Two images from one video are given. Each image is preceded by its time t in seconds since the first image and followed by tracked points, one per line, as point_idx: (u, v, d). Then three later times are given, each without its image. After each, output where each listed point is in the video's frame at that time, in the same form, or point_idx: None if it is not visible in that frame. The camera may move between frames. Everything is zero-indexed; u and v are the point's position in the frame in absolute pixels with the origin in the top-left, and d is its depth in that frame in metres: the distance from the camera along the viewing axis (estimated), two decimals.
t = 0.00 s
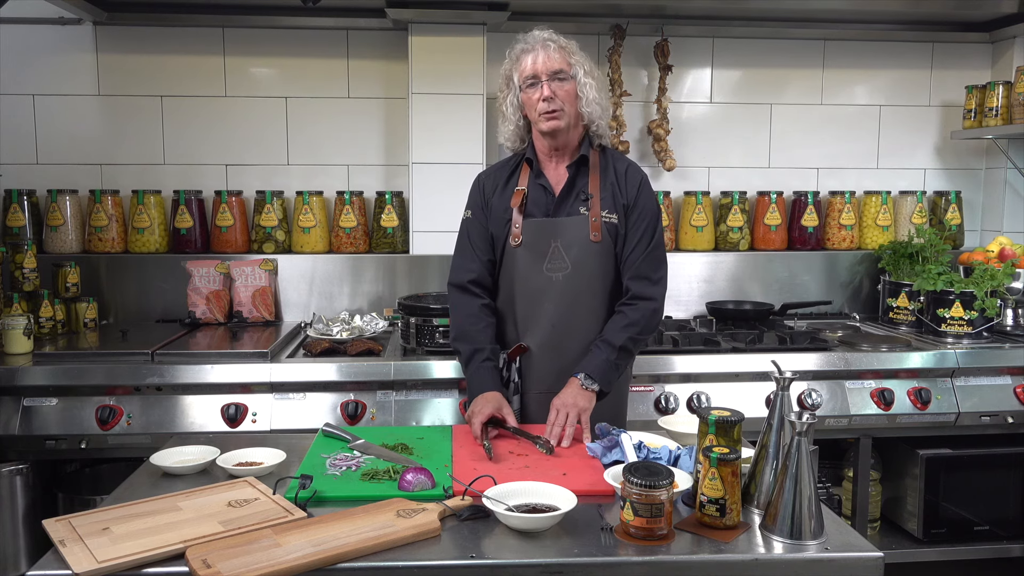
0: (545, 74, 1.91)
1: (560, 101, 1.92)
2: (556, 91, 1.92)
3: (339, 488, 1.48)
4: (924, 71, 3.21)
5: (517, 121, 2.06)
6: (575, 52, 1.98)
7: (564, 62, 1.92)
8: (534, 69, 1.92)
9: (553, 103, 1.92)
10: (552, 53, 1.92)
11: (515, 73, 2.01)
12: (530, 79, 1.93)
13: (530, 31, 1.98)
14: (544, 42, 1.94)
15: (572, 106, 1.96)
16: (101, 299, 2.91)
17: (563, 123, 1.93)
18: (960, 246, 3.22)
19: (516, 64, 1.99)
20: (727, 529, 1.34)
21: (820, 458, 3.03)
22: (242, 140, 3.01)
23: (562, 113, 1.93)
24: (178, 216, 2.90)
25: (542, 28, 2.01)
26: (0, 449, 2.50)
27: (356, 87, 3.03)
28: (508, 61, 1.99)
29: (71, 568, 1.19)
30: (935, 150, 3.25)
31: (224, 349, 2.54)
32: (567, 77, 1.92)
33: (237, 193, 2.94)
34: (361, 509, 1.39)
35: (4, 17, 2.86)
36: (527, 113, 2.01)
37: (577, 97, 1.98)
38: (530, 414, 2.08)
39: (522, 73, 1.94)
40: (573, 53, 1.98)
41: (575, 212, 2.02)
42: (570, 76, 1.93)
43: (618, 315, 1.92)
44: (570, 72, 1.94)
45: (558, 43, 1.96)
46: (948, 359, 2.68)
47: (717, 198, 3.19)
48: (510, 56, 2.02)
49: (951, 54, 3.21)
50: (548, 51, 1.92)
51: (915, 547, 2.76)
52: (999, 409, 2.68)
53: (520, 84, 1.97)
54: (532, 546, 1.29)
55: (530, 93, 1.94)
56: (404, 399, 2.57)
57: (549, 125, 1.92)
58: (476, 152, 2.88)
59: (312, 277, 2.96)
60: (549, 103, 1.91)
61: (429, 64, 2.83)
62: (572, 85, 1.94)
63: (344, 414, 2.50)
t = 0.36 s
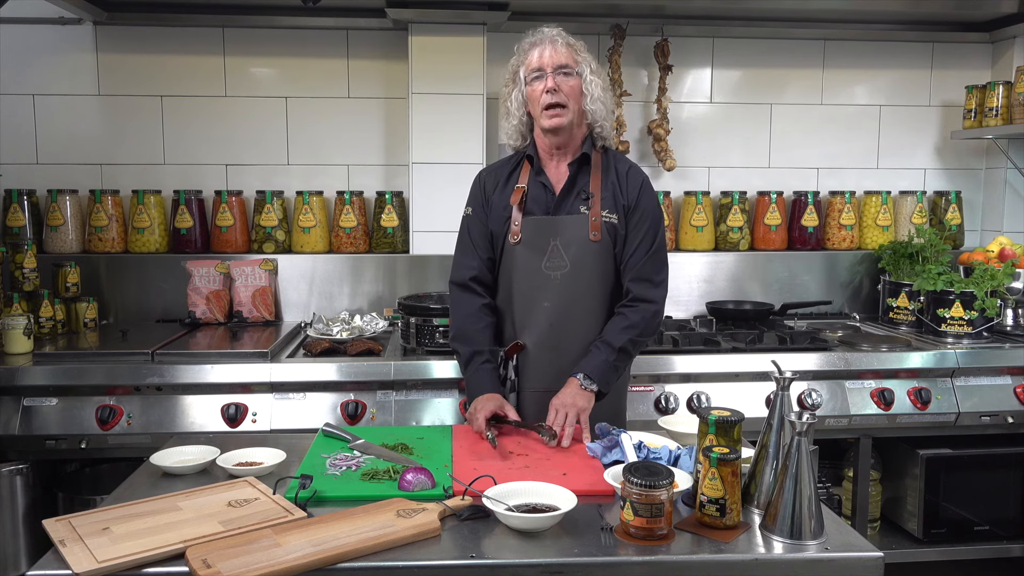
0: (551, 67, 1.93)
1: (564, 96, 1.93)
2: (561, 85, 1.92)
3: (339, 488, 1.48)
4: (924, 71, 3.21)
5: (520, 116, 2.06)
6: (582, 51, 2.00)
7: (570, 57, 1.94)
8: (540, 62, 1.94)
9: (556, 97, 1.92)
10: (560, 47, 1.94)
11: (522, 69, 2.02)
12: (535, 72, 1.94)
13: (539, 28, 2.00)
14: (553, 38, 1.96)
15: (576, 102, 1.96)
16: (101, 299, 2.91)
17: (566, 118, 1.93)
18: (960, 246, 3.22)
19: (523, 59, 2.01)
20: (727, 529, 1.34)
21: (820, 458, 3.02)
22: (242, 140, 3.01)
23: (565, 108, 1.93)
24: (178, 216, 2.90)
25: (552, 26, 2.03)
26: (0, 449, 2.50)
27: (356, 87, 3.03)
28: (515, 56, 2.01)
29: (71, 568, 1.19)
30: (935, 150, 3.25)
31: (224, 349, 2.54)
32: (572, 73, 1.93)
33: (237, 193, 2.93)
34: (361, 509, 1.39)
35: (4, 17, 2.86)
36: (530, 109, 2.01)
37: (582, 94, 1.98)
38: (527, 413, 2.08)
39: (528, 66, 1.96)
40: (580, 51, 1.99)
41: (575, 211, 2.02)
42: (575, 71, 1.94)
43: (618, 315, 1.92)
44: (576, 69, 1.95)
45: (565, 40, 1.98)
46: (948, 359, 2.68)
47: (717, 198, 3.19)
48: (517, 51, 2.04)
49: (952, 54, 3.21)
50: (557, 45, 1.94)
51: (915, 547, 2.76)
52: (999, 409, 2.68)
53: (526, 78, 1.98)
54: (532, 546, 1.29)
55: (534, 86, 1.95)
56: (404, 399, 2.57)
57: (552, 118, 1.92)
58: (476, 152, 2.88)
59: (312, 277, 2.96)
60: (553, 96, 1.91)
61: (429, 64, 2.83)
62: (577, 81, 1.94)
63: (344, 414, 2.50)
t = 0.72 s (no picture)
0: (543, 75, 1.91)
1: (558, 103, 1.92)
2: (554, 93, 1.91)
3: (339, 488, 1.48)
4: (924, 71, 3.21)
5: (513, 120, 2.06)
6: (574, 54, 1.99)
7: (562, 64, 1.92)
8: (532, 71, 1.92)
9: (550, 105, 1.91)
10: (552, 54, 1.92)
11: (514, 74, 2.01)
12: (528, 79, 1.93)
13: (530, 32, 1.98)
14: (544, 43, 1.94)
15: (570, 108, 1.96)
16: (101, 299, 2.91)
17: (559, 126, 1.93)
18: (960, 246, 3.22)
19: (515, 64, 1.99)
20: (727, 529, 1.34)
21: (820, 458, 3.02)
22: (242, 140, 3.01)
23: (559, 117, 1.92)
24: (178, 216, 2.90)
25: (543, 29, 2.01)
26: (0, 449, 2.50)
27: (356, 87, 3.03)
28: (506, 61, 1.99)
29: (71, 568, 1.19)
30: (936, 150, 3.25)
31: (224, 349, 2.54)
32: (565, 80, 1.92)
33: (237, 193, 2.93)
34: (361, 509, 1.39)
35: (4, 17, 2.86)
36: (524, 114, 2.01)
37: (575, 100, 1.98)
38: (527, 414, 2.08)
39: (520, 73, 1.94)
40: (572, 55, 1.98)
41: (570, 212, 2.02)
42: (568, 78, 1.93)
43: (616, 315, 1.93)
44: (568, 74, 1.94)
45: (557, 44, 1.96)
46: (948, 359, 2.68)
47: (717, 198, 3.19)
48: (509, 55, 2.02)
49: (952, 54, 3.21)
50: (548, 51, 1.93)
51: (915, 547, 2.76)
52: (999, 409, 2.68)
53: (518, 84, 1.97)
54: (532, 546, 1.29)
55: (527, 93, 1.94)
56: (405, 399, 2.57)
57: (546, 127, 1.92)
58: (476, 152, 2.88)
59: (312, 277, 2.96)
60: (546, 104, 1.91)
61: (429, 64, 2.83)
62: (570, 87, 1.94)
63: (344, 414, 2.50)
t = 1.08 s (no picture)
0: (544, 76, 1.91)
1: (559, 104, 1.92)
2: (555, 93, 1.91)
3: (339, 488, 1.48)
4: (924, 71, 3.21)
5: (516, 121, 2.06)
6: (576, 55, 1.98)
7: (563, 65, 1.92)
8: (533, 71, 1.92)
9: (551, 105, 1.92)
10: (553, 55, 1.92)
11: (516, 74, 2.01)
12: (529, 81, 1.93)
13: (533, 33, 1.98)
14: (545, 44, 1.94)
15: (571, 108, 1.96)
16: (101, 300, 2.91)
17: (561, 126, 1.93)
18: (960, 246, 3.22)
19: (517, 64, 2.00)
20: (727, 529, 1.34)
21: (820, 458, 3.02)
22: (242, 140, 3.01)
23: (560, 116, 1.93)
24: (178, 216, 2.90)
25: (545, 30, 2.01)
26: (0, 449, 2.51)
27: (356, 87, 3.03)
28: (508, 62, 1.99)
29: (71, 568, 1.19)
30: (936, 150, 3.25)
31: (224, 349, 2.54)
32: (566, 81, 1.92)
33: (237, 193, 2.93)
34: (361, 509, 1.39)
35: (4, 17, 2.86)
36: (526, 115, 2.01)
37: (576, 101, 1.98)
38: (529, 413, 2.08)
39: (522, 74, 1.94)
40: (574, 55, 1.98)
41: (572, 212, 2.02)
42: (569, 79, 1.93)
43: (618, 315, 1.93)
44: (570, 75, 1.94)
45: (559, 44, 1.96)
46: (948, 359, 2.68)
47: (717, 198, 3.19)
48: (512, 56, 2.02)
49: (952, 54, 3.21)
50: (549, 52, 1.93)
51: (915, 547, 2.76)
52: (999, 409, 2.68)
53: (520, 85, 1.97)
54: (532, 546, 1.29)
55: (529, 94, 1.94)
56: (405, 399, 2.57)
57: (548, 127, 1.92)
58: (476, 152, 2.88)
59: (312, 277, 2.96)
60: (548, 105, 1.91)
61: (429, 64, 2.83)
62: (571, 88, 1.94)
63: (344, 414, 2.50)
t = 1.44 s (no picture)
0: (562, 87, 1.89)
1: (579, 114, 1.91)
2: (574, 104, 1.90)
3: (339, 488, 1.48)
4: (925, 71, 3.21)
5: (540, 124, 2.05)
6: (598, 60, 1.93)
7: (583, 75, 1.88)
8: (553, 81, 1.90)
9: (571, 116, 1.92)
10: (571, 66, 1.88)
11: (537, 79, 1.98)
12: (549, 91, 1.91)
13: (552, 40, 1.93)
14: (564, 52, 1.90)
15: (592, 116, 1.94)
16: (101, 300, 2.91)
17: (581, 136, 1.93)
18: (960, 246, 3.22)
19: (538, 71, 1.96)
20: (727, 529, 1.34)
21: (820, 458, 3.02)
22: (242, 140, 3.01)
23: (581, 126, 1.93)
24: (178, 216, 2.90)
25: (566, 33, 1.95)
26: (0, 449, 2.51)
27: (356, 86, 3.03)
28: (529, 67, 1.96)
29: (71, 568, 1.19)
30: (935, 150, 3.25)
31: (224, 349, 2.54)
32: (586, 91, 1.89)
33: (237, 193, 2.93)
34: (361, 509, 1.39)
35: (4, 17, 2.86)
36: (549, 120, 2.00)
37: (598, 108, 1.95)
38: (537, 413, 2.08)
39: (542, 83, 1.92)
40: (596, 61, 1.93)
41: (592, 216, 2.02)
42: (589, 90, 1.89)
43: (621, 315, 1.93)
44: (590, 85, 1.90)
45: (580, 50, 1.91)
46: (948, 359, 2.68)
47: (717, 198, 3.19)
48: (534, 60, 1.98)
49: (952, 54, 3.21)
50: (567, 63, 1.88)
51: (915, 547, 2.76)
52: (999, 409, 2.68)
53: (541, 92, 1.95)
54: (532, 546, 1.29)
55: (550, 103, 1.93)
56: (404, 399, 2.57)
57: (568, 137, 1.93)
58: (476, 152, 2.88)
59: (312, 277, 2.96)
60: (568, 117, 1.91)
61: (429, 64, 2.83)
62: (592, 97, 1.91)
63: (344, 414, 2.50)
